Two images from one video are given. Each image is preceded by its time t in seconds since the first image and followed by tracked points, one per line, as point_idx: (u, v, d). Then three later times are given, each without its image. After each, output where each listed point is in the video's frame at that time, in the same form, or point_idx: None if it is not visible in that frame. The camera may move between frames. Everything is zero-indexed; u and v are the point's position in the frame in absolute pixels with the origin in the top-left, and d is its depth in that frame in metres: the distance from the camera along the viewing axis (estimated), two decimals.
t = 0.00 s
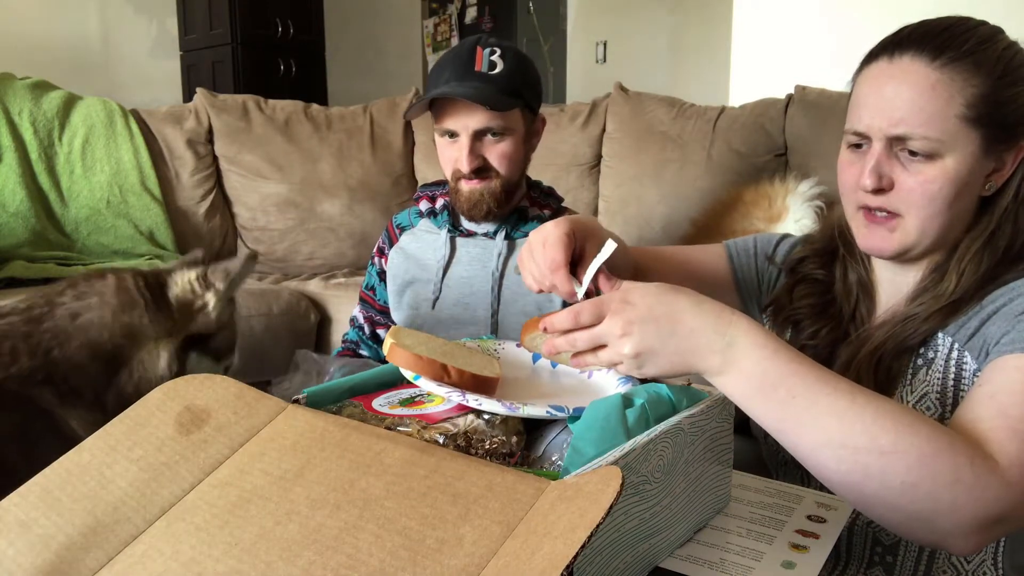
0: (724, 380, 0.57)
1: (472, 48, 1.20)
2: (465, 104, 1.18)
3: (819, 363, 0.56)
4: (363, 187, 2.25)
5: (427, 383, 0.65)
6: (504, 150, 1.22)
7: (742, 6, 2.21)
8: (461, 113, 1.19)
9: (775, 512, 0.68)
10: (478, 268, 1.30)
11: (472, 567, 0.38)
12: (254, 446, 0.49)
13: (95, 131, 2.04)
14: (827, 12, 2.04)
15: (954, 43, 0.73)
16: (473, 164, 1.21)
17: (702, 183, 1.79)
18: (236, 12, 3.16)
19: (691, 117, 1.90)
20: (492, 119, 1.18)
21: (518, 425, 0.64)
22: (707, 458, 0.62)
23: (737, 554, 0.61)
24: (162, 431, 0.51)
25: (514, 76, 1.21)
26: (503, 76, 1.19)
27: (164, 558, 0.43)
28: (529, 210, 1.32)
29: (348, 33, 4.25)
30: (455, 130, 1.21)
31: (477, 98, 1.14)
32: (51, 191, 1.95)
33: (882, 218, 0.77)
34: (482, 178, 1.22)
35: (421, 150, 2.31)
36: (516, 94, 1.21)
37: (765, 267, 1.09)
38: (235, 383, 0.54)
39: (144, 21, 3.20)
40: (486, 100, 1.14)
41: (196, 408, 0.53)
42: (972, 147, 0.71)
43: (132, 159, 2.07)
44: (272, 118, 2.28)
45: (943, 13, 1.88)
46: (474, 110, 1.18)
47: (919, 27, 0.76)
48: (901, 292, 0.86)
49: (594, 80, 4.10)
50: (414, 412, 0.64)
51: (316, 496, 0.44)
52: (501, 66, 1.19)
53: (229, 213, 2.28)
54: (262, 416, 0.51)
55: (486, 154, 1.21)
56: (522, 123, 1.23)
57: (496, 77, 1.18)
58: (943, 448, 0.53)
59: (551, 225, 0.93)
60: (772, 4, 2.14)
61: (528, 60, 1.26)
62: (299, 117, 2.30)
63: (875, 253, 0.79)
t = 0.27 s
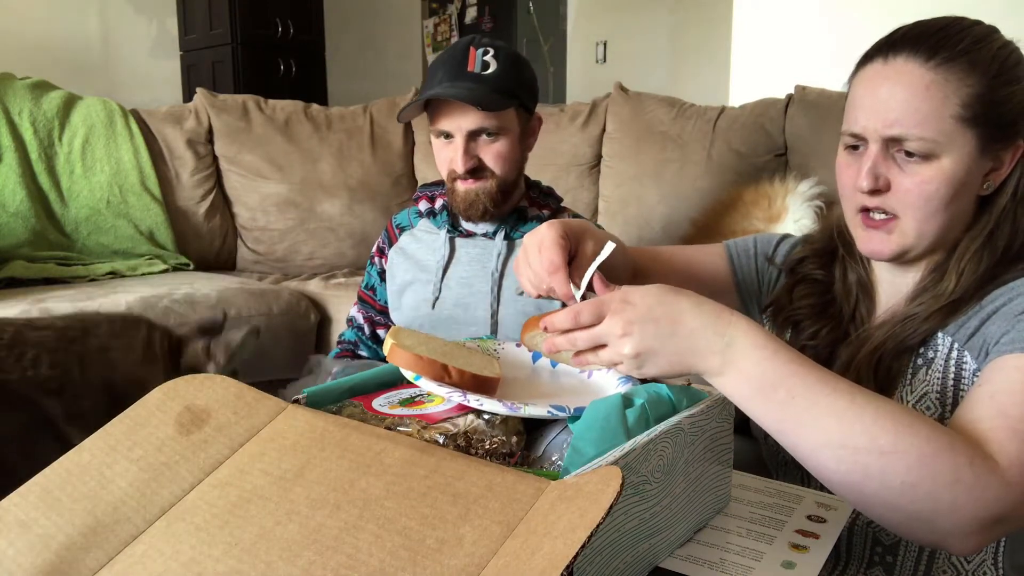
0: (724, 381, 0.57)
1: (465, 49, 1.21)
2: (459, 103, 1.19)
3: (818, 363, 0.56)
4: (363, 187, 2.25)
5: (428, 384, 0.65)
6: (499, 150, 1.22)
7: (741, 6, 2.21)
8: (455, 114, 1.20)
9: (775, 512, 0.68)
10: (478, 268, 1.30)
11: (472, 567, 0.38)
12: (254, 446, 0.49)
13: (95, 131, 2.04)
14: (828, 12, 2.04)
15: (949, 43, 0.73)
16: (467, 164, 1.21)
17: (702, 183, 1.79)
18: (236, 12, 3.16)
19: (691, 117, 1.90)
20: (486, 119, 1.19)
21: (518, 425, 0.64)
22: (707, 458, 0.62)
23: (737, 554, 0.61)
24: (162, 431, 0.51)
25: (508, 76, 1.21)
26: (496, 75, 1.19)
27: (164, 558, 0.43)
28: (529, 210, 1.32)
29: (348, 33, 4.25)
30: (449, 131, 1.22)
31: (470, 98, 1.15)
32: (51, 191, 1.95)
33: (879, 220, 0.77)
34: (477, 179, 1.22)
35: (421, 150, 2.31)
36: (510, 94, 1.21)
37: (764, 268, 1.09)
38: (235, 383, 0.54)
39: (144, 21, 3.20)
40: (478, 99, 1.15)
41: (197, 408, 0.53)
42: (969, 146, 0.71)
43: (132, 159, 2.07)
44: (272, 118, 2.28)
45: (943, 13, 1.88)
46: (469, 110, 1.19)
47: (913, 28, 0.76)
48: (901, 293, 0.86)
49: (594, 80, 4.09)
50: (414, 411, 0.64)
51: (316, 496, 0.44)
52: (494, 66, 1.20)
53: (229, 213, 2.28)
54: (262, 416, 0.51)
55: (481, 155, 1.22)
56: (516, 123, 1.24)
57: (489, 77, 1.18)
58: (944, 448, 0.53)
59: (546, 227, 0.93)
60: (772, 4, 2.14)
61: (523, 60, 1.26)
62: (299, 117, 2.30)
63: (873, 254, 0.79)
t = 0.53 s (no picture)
0: (725, 380, 0.57)
1: (456, 51, 1.21)
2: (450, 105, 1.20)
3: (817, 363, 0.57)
4: (363, 187, 2.25)
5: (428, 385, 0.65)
6: (492, 152, 1.22)
7: (742, 6, 2.21)
8: (447, 116, 1.21)
9: (775, 512, 0.68)
10: (476, 268, 1.29)
11: (472, 567, 0.38)
12: (254, 445, 0.49)
13: (95, 132, 2.04)
14: (828, 12, 2.04)
15: (946, 44, 0.73)
16: (459, 166, 1.22)
17: (703, 183, 1.79)
18: (236, 12, 3.16)
19: (691, 117, 1.90)
20: (476, 121, 1.19)
21: (518, 425, 0.64)
22: (707, 458, 0.62)
23: (738, 554, 0.61)
24: (162, 431, 0.51)
25: (500, 77, 1.21)
26: (487, 77, 1.19)
27: (164, 558, 0.43)
28: (528, 211, 1.32)
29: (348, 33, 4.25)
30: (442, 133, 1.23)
31: (459, 100, 1.16)
32: (51, 192, 1.95)
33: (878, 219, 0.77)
34: (470, 180, 1.23)
35: (421, 150, 2.31)
36: (502, 95, 1.20)
37: (764, 269, 1.09)
38: (235, 383, 0.54)
39: (144, 21, 3.20)
40: (468, 102, 1.15)
41: (197, 408, 0.53)
42: (967, 147, 0.71)
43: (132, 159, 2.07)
44: (272, 118, 2.28)
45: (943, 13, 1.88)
46: (458, 112, 1.19)
47: (910, 29, 0.76)
48: (900, 293, 0.86)
49: (594, 81, 4.09)
50: (413, 412, 0.64)
51: (316, 496, 0.44)
52: (486, 68, 1.20)
53: (229, 213, 2.28)
54: (262, 416, 0.51)
55: (473, 156, 1.22)
56: (509, 125, 1.23)
57: (480, 79, 1.18)
58: (944, 448, 0.53)
59: (548, 231, 0.93)
60: (772, 4, 2.14)
61: (516, 59, 1.26)
62: (299, 117, 2.30)
63: (872, 253, 0.79)
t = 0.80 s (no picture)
0: (725, 380, 0.57)
1: (453, 52, 1.21)
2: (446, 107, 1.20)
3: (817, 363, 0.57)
4: (363, 187, 2.25)
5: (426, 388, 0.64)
6: (489, 153, 1.22)
7: (742, 6, 2.21)
8: (443, 117, 1.21)
9: (775, 512, 0.68)
10: (475, 268, 1.29)
11: (472, 567, 0.38)
12: (254, 445, 0.49)
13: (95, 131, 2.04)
14: (828, 12, 2.03)
15: (946, 44, 0.73)
16: (456, 166, 1.22)
17: (703, 183, 1.79)
18: (236, 11, 3.16)
19: (691, 117, 1.90)
20: (472, 123, 1.19)
21: (517, 425, 0.64)
22: (707, 458, 0.62)
23: (738, 554, 0.61)
24: (162, 431, 0.51)
25: (496, 78, 1.20)
26: (482, 78, 1.18)
27: (164, 558, 0.43)
28: (527, 210, 1.32)
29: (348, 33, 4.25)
30: (437, 134, 1.23)
31: (454, 102, 1.15)
32: (51, 191, 1.95)
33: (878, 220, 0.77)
34: (467, 181, 1.23)
35: (421, 150, 2.31)
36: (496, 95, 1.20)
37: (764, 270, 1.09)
38: (235, 383, 0.54)
39: (144, 21, 3.20)
40: (461, 104, 1.16)
41: (197, 408, 0.53)
42: (967, 147, 0.71)
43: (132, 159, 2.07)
44: (272, 118, 2.28)
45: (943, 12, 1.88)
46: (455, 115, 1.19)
47: (910, 29, 0.76)
48: (901, 294, 0.86)
49: (594, 81, 4.10)
50: (413, 412, 0.64)
51: (316, 496, 0.44)
52: (481, 70, 1.19)
53: (229, 213, 2.28)
54: (262, 416, 0.51)
55: (469, 157, 1.22)
56: (505, 125, 1.23)
57: (476, 80, 1.18)
58: (944, 449, 0.53)
59: (546, 231, 0.94)
60: (772, 5, 2.14)
61: (512, 58, 1.26)
62: (299, 117, 2.30)
63: (872, 253, 0.79)
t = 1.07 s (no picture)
0: (724, 381, 0.57)
1: (455, 51, 1.21)
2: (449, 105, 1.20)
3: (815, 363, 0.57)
4: (363, 187, 2.25)
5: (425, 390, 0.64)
6: (489, 152, 1.22)
7: (742, 6, 2.21)
8: (444, 117, 1.21)
9: (775, 512, 0.68)
10: (474, 268, 1.29)
11: (472, 567, 0.38)
12: (254, 445, 0.49)
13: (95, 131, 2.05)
14: (828, 12, 2.03)
15: (944, 43, 0.73)
16: (457, 165, 1.22)
17: (703, 183, 1.79)
18: (236, 12, 3.16)
19: (691, 117, 1.90)
20: (474, 122, 1.20)
21: (517, 425, 0.64)
22: (707, 457, 0.62)
23: (738, 554, 0.61)
24: (162, 431, 0.51)
25: (499, 79, 1.21)
26: (484, 78, 1.19)
27: (164, 558, 0.43)
28: (525, 209, 1.31)
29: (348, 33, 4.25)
30: (439, 133, 1.23)
31: (458, 100, 1.15)
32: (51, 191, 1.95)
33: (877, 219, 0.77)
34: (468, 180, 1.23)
35: (421, 150, 2.31)
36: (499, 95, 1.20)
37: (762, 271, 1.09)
38: (235, 383, 0.54)
39: (144, 21, 3.20)
40: (465, 102, 1.15)
41: (196, 408, 0.53)
42: (966, 145, 0.71)
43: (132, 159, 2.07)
44: (272, 118, 2.28)
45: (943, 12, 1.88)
46: (457, 114, 1.19)
47: (908, 29, 0.76)
48: (900, 293, 0.86)
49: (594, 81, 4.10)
50: (413, 412, 0.64)
51: (316, 496, 0.44)
52: (485, 68, 1.19)
53: (229, 213, 2.29)
54: (262, 416, 0.51)
55: (470, 156, 1.22)
56: (507, 125, 1.24)
57: (479, 79, 1.18)
58: (943, 449, 0.53)
59: (537, 230, 0.94)
60: (772, 5, 2.14)
61: (514, 58, 1.26)
62: (299, 117, 2.30)
63: (871, 252, 0.79)
